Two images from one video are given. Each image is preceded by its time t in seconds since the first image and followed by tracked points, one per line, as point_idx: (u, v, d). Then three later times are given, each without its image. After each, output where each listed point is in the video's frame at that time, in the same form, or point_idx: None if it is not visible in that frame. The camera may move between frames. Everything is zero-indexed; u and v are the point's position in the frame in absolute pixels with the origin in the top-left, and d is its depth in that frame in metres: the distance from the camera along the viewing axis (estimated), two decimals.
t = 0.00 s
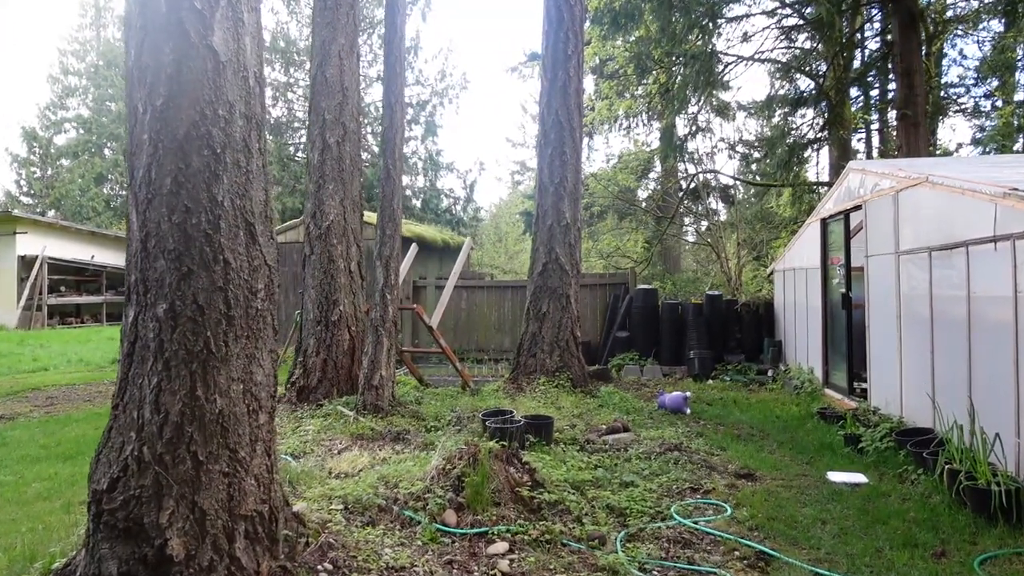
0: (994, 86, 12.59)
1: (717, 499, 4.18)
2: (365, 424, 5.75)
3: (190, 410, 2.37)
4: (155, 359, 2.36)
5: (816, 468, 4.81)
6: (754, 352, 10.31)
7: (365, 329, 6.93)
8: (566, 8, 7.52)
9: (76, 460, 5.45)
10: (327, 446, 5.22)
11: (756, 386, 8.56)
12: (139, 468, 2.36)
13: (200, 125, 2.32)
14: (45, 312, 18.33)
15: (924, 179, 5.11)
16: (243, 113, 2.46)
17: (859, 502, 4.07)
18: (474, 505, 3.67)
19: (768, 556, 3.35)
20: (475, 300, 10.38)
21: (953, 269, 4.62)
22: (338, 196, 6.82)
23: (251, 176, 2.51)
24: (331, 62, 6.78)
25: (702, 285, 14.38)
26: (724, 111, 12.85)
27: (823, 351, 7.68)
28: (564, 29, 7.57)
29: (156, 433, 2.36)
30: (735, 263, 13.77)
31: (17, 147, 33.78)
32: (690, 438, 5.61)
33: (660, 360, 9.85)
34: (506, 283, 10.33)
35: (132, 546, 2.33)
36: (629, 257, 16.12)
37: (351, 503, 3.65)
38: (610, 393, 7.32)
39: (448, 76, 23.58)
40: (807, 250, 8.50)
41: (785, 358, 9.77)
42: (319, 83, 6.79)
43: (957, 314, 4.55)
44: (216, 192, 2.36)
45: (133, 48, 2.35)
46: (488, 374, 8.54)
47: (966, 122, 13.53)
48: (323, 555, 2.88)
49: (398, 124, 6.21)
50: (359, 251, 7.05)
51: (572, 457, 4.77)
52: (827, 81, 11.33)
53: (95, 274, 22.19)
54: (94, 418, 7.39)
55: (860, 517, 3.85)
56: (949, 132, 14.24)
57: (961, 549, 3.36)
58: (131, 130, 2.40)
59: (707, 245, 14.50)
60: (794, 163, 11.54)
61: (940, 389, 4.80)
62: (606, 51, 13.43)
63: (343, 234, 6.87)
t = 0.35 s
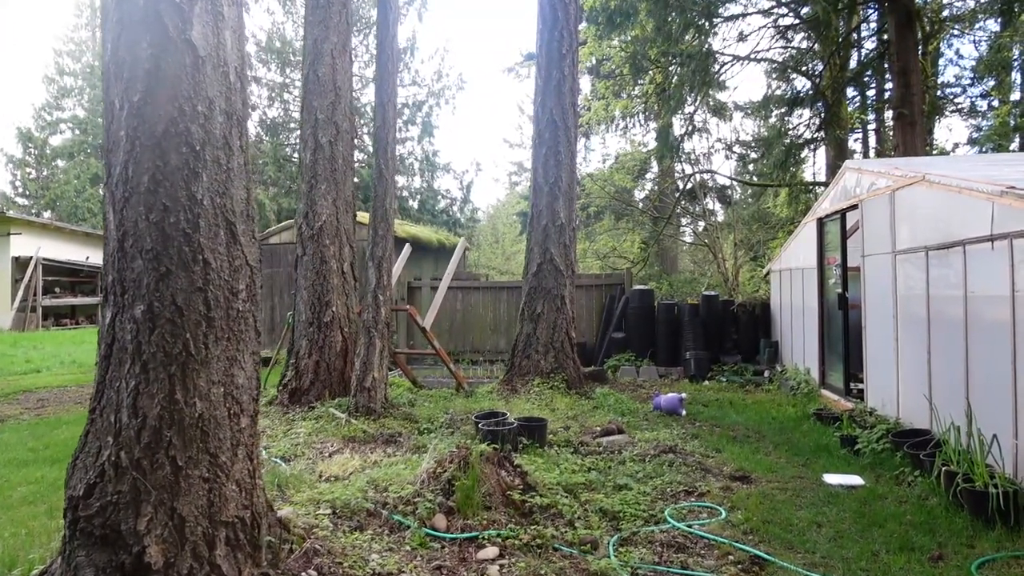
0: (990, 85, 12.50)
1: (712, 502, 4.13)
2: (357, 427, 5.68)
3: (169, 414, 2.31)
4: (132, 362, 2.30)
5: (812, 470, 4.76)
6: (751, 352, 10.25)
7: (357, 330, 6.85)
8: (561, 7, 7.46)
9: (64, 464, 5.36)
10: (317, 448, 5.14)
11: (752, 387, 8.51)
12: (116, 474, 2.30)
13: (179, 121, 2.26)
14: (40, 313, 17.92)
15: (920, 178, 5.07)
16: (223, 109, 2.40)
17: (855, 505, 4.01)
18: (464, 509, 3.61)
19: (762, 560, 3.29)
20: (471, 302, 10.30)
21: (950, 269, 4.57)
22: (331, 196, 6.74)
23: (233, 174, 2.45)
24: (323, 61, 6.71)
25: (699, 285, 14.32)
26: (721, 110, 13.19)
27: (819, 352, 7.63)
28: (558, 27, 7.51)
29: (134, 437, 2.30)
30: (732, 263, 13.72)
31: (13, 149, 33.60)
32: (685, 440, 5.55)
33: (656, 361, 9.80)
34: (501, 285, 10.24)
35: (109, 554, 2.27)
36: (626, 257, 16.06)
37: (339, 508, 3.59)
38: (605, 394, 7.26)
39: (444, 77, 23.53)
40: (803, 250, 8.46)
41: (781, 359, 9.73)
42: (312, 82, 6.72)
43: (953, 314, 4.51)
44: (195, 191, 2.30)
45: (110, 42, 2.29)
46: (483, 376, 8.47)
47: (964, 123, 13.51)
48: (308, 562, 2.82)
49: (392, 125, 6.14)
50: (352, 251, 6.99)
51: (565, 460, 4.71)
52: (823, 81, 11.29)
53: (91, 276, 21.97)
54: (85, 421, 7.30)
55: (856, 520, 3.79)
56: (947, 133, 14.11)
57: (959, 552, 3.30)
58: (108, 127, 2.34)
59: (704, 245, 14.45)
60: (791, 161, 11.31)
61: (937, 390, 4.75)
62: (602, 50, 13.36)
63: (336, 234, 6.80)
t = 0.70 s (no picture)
0: (984, 87, 12.51)
1: (701, 506, 4.09)
2: (347, 430, 5.59)
3: (141, 422, 2.27)
4: (104, 369, 2.26)
5: (803, 474, 4.73)
6: (744, 354, 10.26)
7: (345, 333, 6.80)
8: (552, 8, 7.42)
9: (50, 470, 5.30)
10: (306, 453, 5.05)
11: (746, 389, 8.48)
12: (87, 482, 2.26)
13: (151, 124, 2.23)
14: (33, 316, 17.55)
15: (911, 180, 5.04)
16: (197, 111, 2.36)
17: (845, 510, 3.98)
18: (449, 515, 3.55)
19: (749, 567, 3.25)
20: (465, 304, 10.21)
21: (941, 271, 4.54)
22: (322, 199, 6.69)
23: (207, 177, 2.41)
24: (313, 62, 6.62)
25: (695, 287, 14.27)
26: (717, 110, 12.88)
27: (812, 354, 7.60)
28: (550, 28, 7.47)
29: (106, 446, 2.26)
30: (729, 265, 13.69)
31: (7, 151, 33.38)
32: (677, 443, 5.52)
33: (651, 363, 9.76)
34: (495, 287, 10.13)
35: (80, 564, 2.23)
36: (622, 259, 16.01)
37: (322, 515, 3.53)
38: (598, 397, 7.22)
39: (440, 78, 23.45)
40: (797, 251, 8.43)
41: (776, 361, 9.70)
42: (302, 83, 6.62)
43: (944, 316, 4.48)
44: (167, 194, 2.26)
45: (79, 44, 2.25)
46: (476, 379, 8.43)
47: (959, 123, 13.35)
48: (286, 571, 2.77)
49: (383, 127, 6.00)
50: (344, 254, 6.93)
51: (554, 464, 4.67)
52: (817, 82, 11.27)
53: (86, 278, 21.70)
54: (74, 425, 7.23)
55: (845, 525, 3.76)
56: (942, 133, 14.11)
57: (948, 558, 3.27)
58: (79, 130, 2.30)
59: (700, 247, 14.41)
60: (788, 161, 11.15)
61: (929, 392, 4.72)
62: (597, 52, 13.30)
63: (327, 237, 6.73)
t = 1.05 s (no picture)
0: (995, 88, 12.35)
1: (702, 512, 4.04)
2: (347, 434, 5.24)
3: (129, 424, 2.26)
4: (92, 371, 2.25)
5: (806, 479, 4.66)
6: (751, 357, 10.17)
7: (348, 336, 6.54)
8: (555, 9, 7.40)
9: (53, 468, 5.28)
10: (306, 455, 4.76)
11: (752, 393, 8.41)
12: (76, 485, 2.25)
13: (138, 126, 2.22)
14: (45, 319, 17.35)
15: (916, 182, 4.99)
16: (186, 113, 2.36)
17: (848, 515, 3.93)
18: (446, 519, 3.47)
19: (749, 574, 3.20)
20: (471, 305, 9.94)
21: (946, 273, 4.48)
22: (326, 200, 6.45)
23: (196, 180, 2.40)
24: (317, 65, 6.52)
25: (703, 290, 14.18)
26: (725, 112, 12.81)
27: (818, 357, 7.53)
28: (553, 30, 7.45)
29: (94, 449, 2.25)
30: (737, 268, 13.59)
31: (19, 154, 33.55)
32: (680, 447, 5.47)
33: (657, 366, 9.71)
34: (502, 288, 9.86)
35: (69, 567, 2.22)
36: (630, 262, 15.91)
37: (318, 517, 3.48)
38: (602, 400, 7.17)
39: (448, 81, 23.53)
40: (803, 253, 8.36)
41: (782, 364, 9.62)
42: (305, 85, 6.50)
43: (949, 319, 4.42)
44: (156, 196, 2.26)
45: (66, 46, 2.24)
46: (480, 381, 8.40)
47: (970, 125, 13.26)
48: (278, 575, 2.75)
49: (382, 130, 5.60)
50: (347, 257, 6.69)
51: (555, 468, 4.62)
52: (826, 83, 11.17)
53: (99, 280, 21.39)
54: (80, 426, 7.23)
55: (848, 531, 3.71)
56: (953, 134, 13.98)
57: (951, 565, 3.21)
58: (68, 133, 2.30)
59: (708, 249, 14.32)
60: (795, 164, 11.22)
61: (935, 396, 4.65)
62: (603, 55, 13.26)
63: (330, 239, 6.49)
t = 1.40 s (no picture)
0: None
1: (727, 515, 3.96)
2: (371, 433, 5.05)
3: (151, 422, 2.28)
4: (115, 369, 2.28)
5: (835, 484, 4.55)
6: (781, 359, 9.98)
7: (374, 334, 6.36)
8: (580, 8, 7.34)
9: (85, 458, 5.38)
10: (331, 453, 4.68)
11: (781, 395, 8.25)
12: (99, 481, 2.28)
13: (159, 126, 2.25)
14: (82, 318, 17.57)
15: (949, 180, 4.84)
16: (205, 114, 2.38)
17: (877, 521, 3.82)
18: (467, 519, 3.45)
19: None
20: (496, 305, 9.73)
21: (980, 273, 4.34)
22: (351, 201, 6.27)
23: (216, 180, 2.42)
24: (342, 67, 6.28)
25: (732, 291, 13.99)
26: (753, 111, 12.80)
27: (849, 359, 7.37)
28: (577, 29, 7.39)
29: (116, 445, 2.28)
30: (767, 268, 13.35)
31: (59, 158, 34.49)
32: (705, 450, 5.38)
33: (684, 367, 9.58)
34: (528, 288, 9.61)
35: (92, 561, 2.25)
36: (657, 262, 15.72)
37: (340, 515, 3.48)
38: (628, 401, 7.08)
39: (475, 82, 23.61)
40: (833, 253, 8.18)
41: (813, 367, 9.42)
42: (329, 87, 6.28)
43: (984, 320, 4.28)
44: (176, 196, 2.28)
45: (89, 48, 2.28)
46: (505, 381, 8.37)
47: (1009, 122, 12.87)
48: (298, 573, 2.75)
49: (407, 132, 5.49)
50: (372, 256, 6.51)
51: (578, 469, 4.57)
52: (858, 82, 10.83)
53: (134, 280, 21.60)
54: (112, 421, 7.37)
55: (877, 537, 3.60)
56: (990, 131, 13.58)
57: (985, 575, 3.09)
58: (90, 133, 2.33)
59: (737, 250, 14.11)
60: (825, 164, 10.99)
61: (968, 400, 4.51)
62: (630, 54, 13.16)
63: (355, 239, 6.32)
